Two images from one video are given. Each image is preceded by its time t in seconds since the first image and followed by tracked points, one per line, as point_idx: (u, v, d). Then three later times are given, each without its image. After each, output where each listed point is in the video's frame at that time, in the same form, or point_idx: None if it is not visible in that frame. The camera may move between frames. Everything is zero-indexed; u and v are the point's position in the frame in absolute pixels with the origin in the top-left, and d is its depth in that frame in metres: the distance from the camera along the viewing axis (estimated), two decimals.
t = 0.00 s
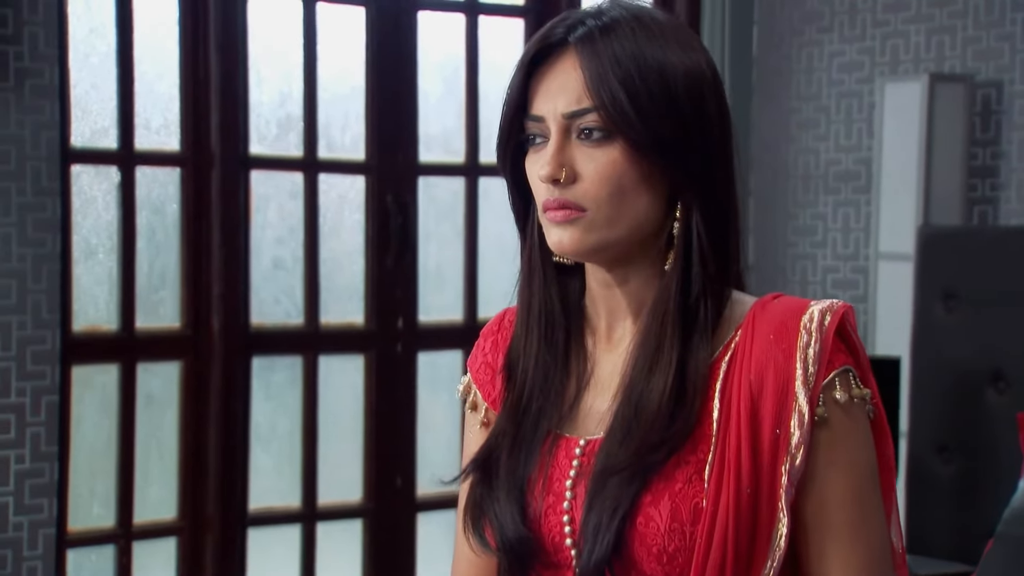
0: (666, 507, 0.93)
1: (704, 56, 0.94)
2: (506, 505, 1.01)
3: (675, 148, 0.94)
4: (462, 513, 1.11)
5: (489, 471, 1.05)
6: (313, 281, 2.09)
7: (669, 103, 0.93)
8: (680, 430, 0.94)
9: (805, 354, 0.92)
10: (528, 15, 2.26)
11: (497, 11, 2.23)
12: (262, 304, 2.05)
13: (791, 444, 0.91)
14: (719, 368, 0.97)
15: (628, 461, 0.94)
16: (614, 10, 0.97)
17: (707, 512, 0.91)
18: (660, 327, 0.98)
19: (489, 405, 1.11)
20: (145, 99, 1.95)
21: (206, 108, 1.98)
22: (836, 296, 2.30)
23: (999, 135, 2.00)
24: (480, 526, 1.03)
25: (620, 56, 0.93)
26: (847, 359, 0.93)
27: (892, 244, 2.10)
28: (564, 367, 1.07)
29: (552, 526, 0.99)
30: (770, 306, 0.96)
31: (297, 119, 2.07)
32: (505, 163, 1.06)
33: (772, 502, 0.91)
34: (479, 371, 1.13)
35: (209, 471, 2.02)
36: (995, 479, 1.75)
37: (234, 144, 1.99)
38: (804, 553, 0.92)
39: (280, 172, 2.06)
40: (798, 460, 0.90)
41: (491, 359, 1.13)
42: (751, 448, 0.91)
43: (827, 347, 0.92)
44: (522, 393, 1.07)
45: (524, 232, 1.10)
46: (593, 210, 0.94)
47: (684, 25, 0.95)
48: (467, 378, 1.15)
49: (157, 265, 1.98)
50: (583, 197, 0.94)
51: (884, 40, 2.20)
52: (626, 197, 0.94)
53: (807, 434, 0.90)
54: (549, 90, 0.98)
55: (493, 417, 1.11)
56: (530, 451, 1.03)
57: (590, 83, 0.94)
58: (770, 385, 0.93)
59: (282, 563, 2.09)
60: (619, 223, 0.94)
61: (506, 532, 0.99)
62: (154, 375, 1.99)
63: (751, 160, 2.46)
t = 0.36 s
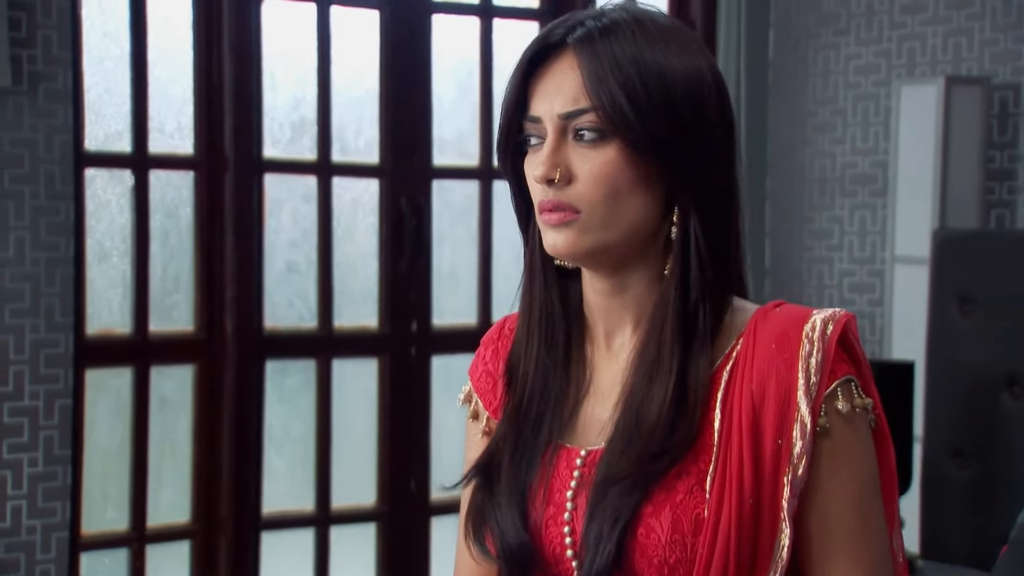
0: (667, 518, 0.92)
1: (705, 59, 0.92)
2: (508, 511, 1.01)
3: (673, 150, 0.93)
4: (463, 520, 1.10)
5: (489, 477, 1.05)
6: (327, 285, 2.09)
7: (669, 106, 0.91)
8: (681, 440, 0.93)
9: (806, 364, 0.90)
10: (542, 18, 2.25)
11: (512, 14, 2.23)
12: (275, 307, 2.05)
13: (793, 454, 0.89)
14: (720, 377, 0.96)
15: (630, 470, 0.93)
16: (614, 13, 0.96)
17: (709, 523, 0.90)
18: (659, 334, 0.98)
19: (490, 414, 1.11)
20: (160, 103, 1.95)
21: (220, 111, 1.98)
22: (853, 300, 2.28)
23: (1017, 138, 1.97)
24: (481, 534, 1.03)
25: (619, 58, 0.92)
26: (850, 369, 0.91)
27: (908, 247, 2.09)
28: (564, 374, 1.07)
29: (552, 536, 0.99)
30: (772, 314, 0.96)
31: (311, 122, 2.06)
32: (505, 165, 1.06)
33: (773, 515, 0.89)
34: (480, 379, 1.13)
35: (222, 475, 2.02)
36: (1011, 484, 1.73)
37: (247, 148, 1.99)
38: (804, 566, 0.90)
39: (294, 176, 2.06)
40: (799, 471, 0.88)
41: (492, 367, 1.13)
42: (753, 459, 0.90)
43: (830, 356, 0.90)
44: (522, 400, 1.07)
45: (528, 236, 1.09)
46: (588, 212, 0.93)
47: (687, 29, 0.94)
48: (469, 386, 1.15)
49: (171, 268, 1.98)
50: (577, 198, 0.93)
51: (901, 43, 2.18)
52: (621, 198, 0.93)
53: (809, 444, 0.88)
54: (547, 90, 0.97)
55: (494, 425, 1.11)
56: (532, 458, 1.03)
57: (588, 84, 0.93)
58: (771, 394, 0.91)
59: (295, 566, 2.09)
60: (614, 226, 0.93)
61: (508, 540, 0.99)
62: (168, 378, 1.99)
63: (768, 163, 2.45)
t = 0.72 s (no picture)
0: (671, 525, 0.93)
1: (703, 60, 0.93)
2: (514, 517, 1.02)
3: (675, 154, 0.93)
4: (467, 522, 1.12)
5: (496, 482, 1.06)
6: (344, 287, 2.09)
7: (669, 108, 0.92)
8: (687, 445, 0.94)
9: (811, 369, 0.91)
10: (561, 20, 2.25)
11: (531, 16, 2.22)
12: (293, 309, 2.05)
13: (797, 460, 0.89)
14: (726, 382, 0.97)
15: (635, 476, 0.94)
16: (613, 16, 0.96)
17: (713, 532, 0.90)
18: (665, 339, 0.99)
19: (497, 417, 1.13)
20: (178, 106, 1.95)
21: (238, 114, 1.99)
22: (874, 303, 2.26)
23: None
24: (487, 539, 1.04)
25: (618, 63, 0.92)
26: (854, 374, 0.92)
27: (929, 249, 2.07)
28: (572, 378, 1.08)
29: (557, 544, 0.99)
30: (776, 319, 0.96)
31: (329, 125, 2.06)
32: (507, 167, 1.06)
33: (778, 522, 0.90)
34: (486, 383, 1.15)
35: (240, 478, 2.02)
36: None
37: (265, 150, 1.99)
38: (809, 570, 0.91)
39: (312, 178, 2.06)
40: (804, 477, 0.89)
41: (498, 371, 1.14)
42: (757, 465, 0.90)
43: (834, 361, 0.91)
44: (530, 404, 1.08)
45: (535, 242, 1.10)
46: (590, 218, 0.93)
47: (686, 29, 0.94)
48: (474, 389, 1.16)
49: (189, 271, 1.98)
50: (579, 205, 0.93)
51: (922, 44, 2.17)
52: (623, 205, 0.93)
53: (813, 451, 0.89)
54: (548, 96, 0.98)
55: (501, 428, 1.13)
56: (539, 465, 1.04)
57: (587, 90, 0.94)
58: (775, 398, 0.92)
59: (313, 569, 2.09)
60: (616, 233, 0.94)
61: (513, 545, 1.00)
62: (186, 380, 1.99)
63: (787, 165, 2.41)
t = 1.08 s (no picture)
0: (669, 522, 0.93)
1: (705, 59, 0.92)
2: (510, 512, 1.02)
3: (676, 154, 0.92)
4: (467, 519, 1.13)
5: (492, 478, 1.06)
6: (361, 287, 2.09)
7: (671, 109, 0.90)
8: (685, 442, 0.94)
9: (810, 365, 0.90)
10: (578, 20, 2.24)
11: (548, 16, 2.22)
12: (309, 309, 2.05)
13: (795, 456, 0.88)
14: (724, 378, 0.96)
15: (633, 474, 0.94)
16: (614, 15, 0.95)
17: (711, 528, 0.90)
18: (664, 337, 0.98)
19: (495, 413, 1.13)
20: (195, 106, 1.96)
21: (254, 114, 1.99)
22: (893, 304, 2.24)
23: None
24: (484, 534, 1.04)
25: (618, 61, 0.92)
26: (854, 370, 0.90)
27: (948, 250, 2.08)
28: (570, 376, 1.08)
29: (555, 540, 1.00)
30: (776, 315, 0.95)
31: (346, 125, 2.07)
32: (510, 168, 1.07)
33: (776, 521, 0.89)
34: (485, 378, 1.15)
35: (257, 478, 2.02)
36: None
37: (282, 150, 2.00)
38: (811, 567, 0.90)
39: (328, 178, 2.06)
40: (802, 473, 0.88)
41: (498, 367, 1.14)
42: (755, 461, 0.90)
43: (834, 356, 0.90)
44: (529, 401, 1.08)
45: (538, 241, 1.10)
46: (592, 219, 0.93)
47: (689, 27, 0.93)
48: (474, 384, 1.17)
49: (205, 271, 1.99)
50: (581, 205, 0.93)
51: (941, 43, 2.14)
52: (625, 205, 0.93)
53: (811, 446, 0.88)
54: (548, 96, 0.97)
55: (499, 424, 1.13)
56: (535, 460, 1.04)
57: (586, 90, 0.93)
58: (774, 394, 0.91)
59: (329, 569, 2.09)
60: (618, 233, 0.94)
61: (510, 542, 1.00)
62: (203, 380, 1.99)
63: (805, 163, 2.39)
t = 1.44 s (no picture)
0: (671, 516, 0.94)
1: (708, 58, 0.93)
2: (512, 507, 1.04)
3: (677, 154, 0.93)
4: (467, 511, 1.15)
5: (492, 474, 1.09)
6: (380, 287, 2.09)
7: (672, 111, 0.92)
8: (687, 437, 0.96)
9: (815, 360, 0.91)
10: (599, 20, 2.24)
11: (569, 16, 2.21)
12: (329, 310, 2.05)
13: (798, 451, 0.89)
14: (728, 374, 0.98)
15: (634, 469, 0.96)
16: (613, 14, 0.97)
17: (714, 523, 0.91)
18: (666, 333, 1.00)
19: (496, 405, 1.16)
20: (215, 106, 1.96)
21: (274, 115, 1.99)
22: (916, 304, 2.19)
23: None
24: (486, 530, 1.07)
25: (616, 62, 0.93)
26: (860, 365, 0.91)
27: (970, 249, 2.09)
28: (573, 373, 1.11)
29: (557, 533, 1.02)
30: (781, 311, 0.96)
31: (365, 126, 2.07)
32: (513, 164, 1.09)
33: (779, 518, 0.90)
34: (489, 370, 1.18)
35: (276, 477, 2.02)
36: None
37: (301, 150, 2.00)
38: (815, 559, 0.91)
39: (348, 178, 2.06)
40: (806, 468, 0.89)
41: (502, 359, 1.17)
42: (759, 455, 0.91)
43: (839, 352, 0.90)
44: (530, 395, 1.11)
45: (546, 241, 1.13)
46: (592, 218, 0.95)
47: (692, 26, 0.94)
48: (477, 375, 1.19)
49: (225, 271, 1.99)
50: (581, 206, 0.96)
51: (965, 42, 2.10)
52: (625, 204, 0.95)
53: (815, 441, 0.89)
54: (548, 95, 0.99)
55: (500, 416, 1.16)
56: (536, 455, 1.07)
57: (585, 91, 0.95)
58: (778, 389, 0.92)
59: (349, 569, 2.09)
60: (618, 231, 0.96)
61: (512, 536, 1.02)
62: (223, 380, 2.00)
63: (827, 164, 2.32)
